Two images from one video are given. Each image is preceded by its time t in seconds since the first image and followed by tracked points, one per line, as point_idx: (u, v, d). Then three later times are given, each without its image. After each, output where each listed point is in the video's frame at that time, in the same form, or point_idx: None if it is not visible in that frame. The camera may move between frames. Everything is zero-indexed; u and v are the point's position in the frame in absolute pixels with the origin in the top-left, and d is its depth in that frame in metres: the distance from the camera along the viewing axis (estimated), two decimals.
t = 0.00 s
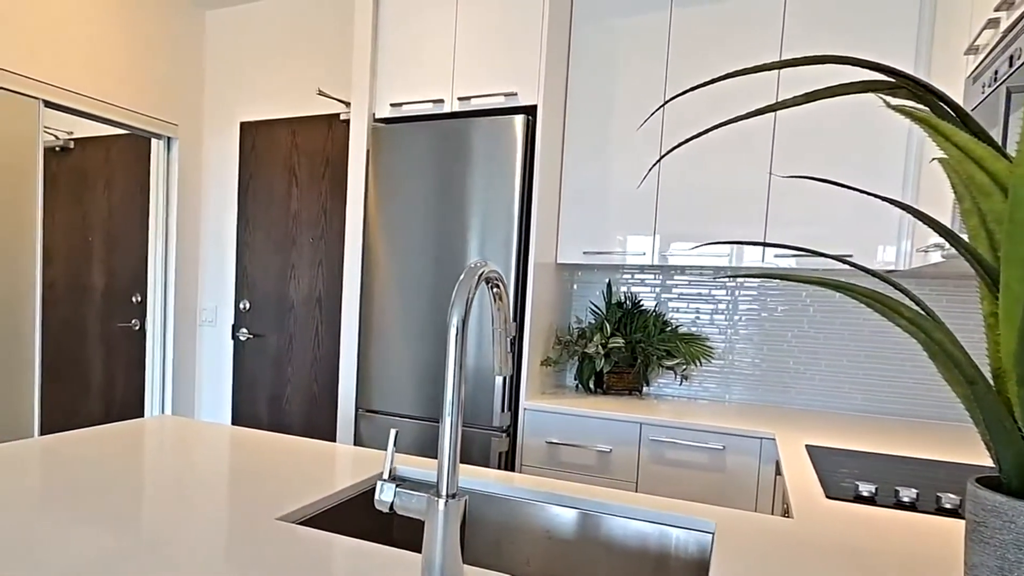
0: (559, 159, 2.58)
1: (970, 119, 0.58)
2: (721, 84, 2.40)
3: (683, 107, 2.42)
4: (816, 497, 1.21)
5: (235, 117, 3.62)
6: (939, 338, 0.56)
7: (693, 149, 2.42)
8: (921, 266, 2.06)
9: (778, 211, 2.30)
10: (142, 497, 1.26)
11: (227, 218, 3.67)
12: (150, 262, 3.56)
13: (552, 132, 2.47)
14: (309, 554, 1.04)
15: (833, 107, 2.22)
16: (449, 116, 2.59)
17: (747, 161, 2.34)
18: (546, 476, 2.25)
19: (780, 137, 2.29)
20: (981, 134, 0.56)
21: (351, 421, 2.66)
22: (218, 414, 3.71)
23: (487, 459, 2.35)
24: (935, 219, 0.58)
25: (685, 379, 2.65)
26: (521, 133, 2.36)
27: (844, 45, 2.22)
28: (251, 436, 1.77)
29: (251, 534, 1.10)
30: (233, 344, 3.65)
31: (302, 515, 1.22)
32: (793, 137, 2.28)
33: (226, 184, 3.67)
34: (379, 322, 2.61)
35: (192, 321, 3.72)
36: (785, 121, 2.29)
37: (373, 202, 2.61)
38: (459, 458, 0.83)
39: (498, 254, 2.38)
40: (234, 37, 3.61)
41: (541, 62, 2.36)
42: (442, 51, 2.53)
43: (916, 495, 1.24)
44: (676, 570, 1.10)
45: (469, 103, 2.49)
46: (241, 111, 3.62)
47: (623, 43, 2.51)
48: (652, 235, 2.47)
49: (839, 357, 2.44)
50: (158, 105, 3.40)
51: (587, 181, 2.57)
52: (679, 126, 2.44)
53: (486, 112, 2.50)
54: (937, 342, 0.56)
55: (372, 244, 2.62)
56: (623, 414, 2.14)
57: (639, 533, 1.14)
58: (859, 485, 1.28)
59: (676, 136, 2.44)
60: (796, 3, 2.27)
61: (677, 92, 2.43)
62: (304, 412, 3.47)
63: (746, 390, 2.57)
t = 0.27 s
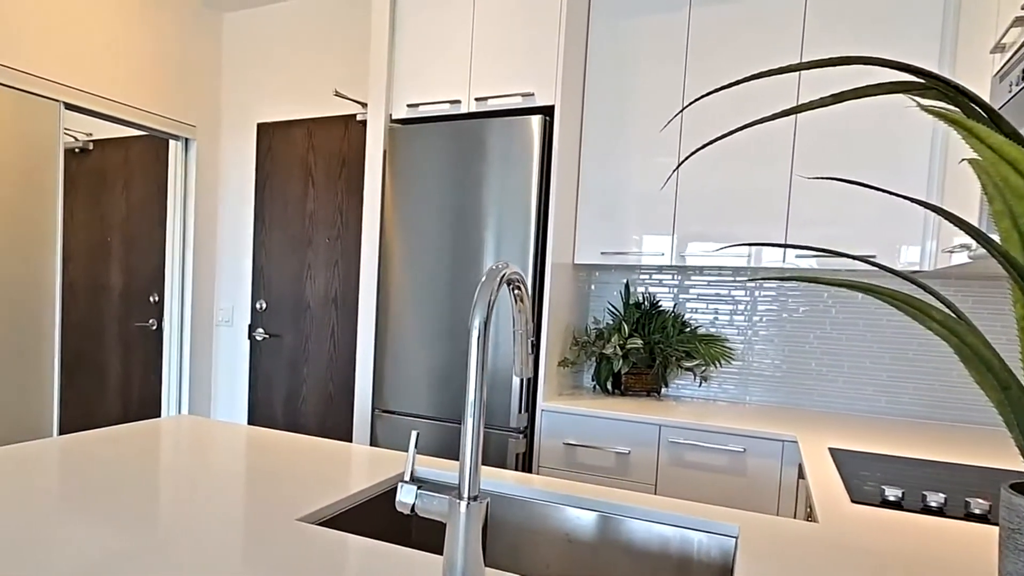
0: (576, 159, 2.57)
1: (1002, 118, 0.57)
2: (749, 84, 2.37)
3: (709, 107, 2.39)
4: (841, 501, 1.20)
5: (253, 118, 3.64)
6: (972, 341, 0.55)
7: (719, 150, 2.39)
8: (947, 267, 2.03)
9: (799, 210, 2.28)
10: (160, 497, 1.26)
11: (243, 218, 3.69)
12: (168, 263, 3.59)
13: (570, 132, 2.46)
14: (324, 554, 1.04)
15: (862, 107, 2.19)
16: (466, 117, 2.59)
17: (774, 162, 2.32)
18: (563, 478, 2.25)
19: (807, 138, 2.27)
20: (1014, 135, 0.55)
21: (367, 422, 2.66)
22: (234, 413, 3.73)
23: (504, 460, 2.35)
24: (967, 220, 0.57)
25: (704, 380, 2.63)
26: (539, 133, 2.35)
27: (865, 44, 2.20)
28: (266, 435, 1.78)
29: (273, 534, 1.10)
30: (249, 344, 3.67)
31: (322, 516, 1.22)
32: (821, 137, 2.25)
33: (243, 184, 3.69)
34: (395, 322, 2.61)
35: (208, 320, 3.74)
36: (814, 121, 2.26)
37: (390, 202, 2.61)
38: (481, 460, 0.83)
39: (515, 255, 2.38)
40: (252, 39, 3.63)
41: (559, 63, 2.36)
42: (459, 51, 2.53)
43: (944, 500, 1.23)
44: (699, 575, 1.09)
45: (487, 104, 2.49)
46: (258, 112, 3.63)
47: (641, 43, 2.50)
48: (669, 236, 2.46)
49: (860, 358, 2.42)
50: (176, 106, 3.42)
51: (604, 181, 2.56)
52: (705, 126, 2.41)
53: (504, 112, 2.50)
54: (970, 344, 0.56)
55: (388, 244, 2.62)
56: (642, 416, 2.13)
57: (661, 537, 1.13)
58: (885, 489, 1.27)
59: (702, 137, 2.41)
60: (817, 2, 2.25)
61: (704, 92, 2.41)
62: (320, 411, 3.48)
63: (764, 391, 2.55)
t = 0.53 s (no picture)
0: (595, 160, 2.57)
1: None
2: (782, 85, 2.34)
3: (738, 108, 2.37)
4: (868, 506, 1.18)
5: (271, 120, 3.66)
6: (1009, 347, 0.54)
7: (743, 152, 2.38)
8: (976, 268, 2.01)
9: (825, 211, 2.26)
10: (181, 497, 1.26)
11: (262, 220, 3.71)
12: (187, 264, 3.61)
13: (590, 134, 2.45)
14: (341, 553, 1.03)
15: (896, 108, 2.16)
16: (484, 118, 2.59)
17: (800, 164, 2.30)
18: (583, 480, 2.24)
19: (834, 140, 2.24)
20: None
21: (385, 423, 2.66)
22: (252, 414, 3.75)
23: (523, 462, 2.34)
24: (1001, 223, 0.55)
25: (725, 383, 2.62)
26: (557, 134, 2.35)
27: (888, 45, 2.17)
28: (284, 436, 1.78)
29: (296, 534, 1.10)
30: (267, 345, 3.69)
31: (344, 517, 1.22)
32: (853, 139, 2.22)
33: (261, 186, 3.71)
34: (413, 323, 2.62)
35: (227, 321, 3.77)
36: (847, 123, 2.23)
37: (409, 204, 2.62)
38: (506, 463, 0.82)
39: (534, 256, 2.37)
40: (271, 42, 3.65)
41: (579, 64, 2.35)
42: (478, 53, 2.53)
43: (974, 505, 1.21)
44: None
45: (506, 105, 2.49)
46: (276, 115, 3.65)
47: (661, 44, 2.49)
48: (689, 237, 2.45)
49: (883, 361, 2.40)
50: (195, 108, 3.45)
51: (623, 182, 2.56)
52: (733, 127, 2.39)
53: (522, 114, 2.50)
54: (1007, 349, 0.55)
55: (407, 246, 2.63)
56: (664, 418, 2.12)
57: (685, 542, 1.12)
58: (915, 495, 1.25)
59: (732, 138, 2.39)
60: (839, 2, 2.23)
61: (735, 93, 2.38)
62: (337, 412, 3.48)
63: (786, 394, 2.54)
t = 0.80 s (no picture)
0: (617, 159, 2.56)
1: None
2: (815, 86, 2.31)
3: (770, 108, 2.34)
4: (899, 510, 1.17)
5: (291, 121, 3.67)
6: None
7: (766, 151, 2.36)
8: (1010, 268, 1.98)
9: (852, 210, 2.23)
10: (204, 496, 1.27)
11: (281, 220, 3.73)
12: (207, 265, 3.64)
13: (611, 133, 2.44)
14: (361, 553, 1.03)
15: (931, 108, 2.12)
16: (504, 118, 2.58)
17: (824, 163, 2.27)
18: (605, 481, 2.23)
19: (861, 140, 2.22)
20: None
21: (404, 423, 2.66)
22: (271, 413, 3.76)
23: (544, 463, 2.33)
24: None
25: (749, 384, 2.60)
26: (578, 133, 2.34)
27: (914, 42, 2.15)
28: (302, 436, 1.78)
29: (320, 535, 1.10)
30: (286, 345, 3.70)
31: (367, 517, 1.22)
32: (886, 139, 2.19)
33: (280, 186, 3.73)
34: (432, 324, 2.62)
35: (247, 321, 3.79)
36: (880, 122, 2.19)
37: (429, 204, 2.62)
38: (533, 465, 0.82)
39: (554, 257, 2.36)
40: (290, 44, 3.66)
41: (601, 63, 2.34)
42: (498, 53, 2.53)
43: (1008, 510, 1.19)
44: None
45: (526, 105, 2.48)
46: (296, 116, 3.66)
47: (683, 43, 2.48)
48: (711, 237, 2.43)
49: (909, 362, 2.37)
50: (214, 109, 3.46)
51: (644, 181, 2.54)
52: (764, 128, 2.36)
53: (543, 113, 2.49)
54: None
55: (426, 246, 2.63)
56: (688, 420, 2.10)
57: (713, 545, 1.11)
58: (948, 499, 1.23)
59: (763, 138, 2.36)
60: None
61: (767, 93, 2.35)
62: (355, 411, 3.49)
63: (809, 395, 2.52)
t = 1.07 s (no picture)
0: (639, 160, 2.55)
1: None
2: (851, 85, 2.28)
3: (803, 109, 2.31)
4: (931, 516, 1.15)
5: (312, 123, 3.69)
6: None
7: (790, 151, 2.34)
8: None
9: (878, 211, 2.21)
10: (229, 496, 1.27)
11: (301, 221, 3.75)
12: (228, 266, 3.67)
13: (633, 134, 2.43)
14: (381, 553, 1.03)
15: (967, 108, 2.09)
16: (525, 119, 2.58)
17: (850, 164, 2.25)
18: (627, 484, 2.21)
19: (889, 141, 2.20)
20: None
21: (424, 424, 2.67)
22: (291, 413, 3.78)
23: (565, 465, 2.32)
24: None
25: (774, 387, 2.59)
26: (600, 134, 2.33)
27: (943, 40, 2.12)
28: (322, 436, 1.79)
29: (346, 535, 1.10)
30: (306, 345, 3.72)
31: (391, 519, 1.22)
32: (921, 139, 2.15)
33: (300, 187, 3.75)
34: (452, 324, 2.62)
35: (267, 322, 3.81)
36: (914, 123, 2.16)
37: (450, 205, 2.62)
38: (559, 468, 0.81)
39: (575, 258, 2.35)
40: (311, 46, 3.68)
41: (624, 64, 2.33)
42: (519, 54, 2.52)
43: None
44: None
45: (548, 105, 2.47)
46: (316, 118, 3.68)
47: (706, 43, 2.46)
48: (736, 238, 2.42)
49: (936, 365, 2.34)
50: (233, 110, 3.48)
51: (666, 182, 2.53)
52: (788, 128, 2.34)
53: (564, 114, 2.48)
54: None
55: (446, 247, 2.63)
56: (713, 423, 2.09)
57: (741, 550, 1.10)
58: (982, 505, 1.22)
59: (787, 139, 2.34)
60: None
61: (792, 93, 2.34)
62: (374, 412, 3.50)
63: (834, 398, 2.49)
